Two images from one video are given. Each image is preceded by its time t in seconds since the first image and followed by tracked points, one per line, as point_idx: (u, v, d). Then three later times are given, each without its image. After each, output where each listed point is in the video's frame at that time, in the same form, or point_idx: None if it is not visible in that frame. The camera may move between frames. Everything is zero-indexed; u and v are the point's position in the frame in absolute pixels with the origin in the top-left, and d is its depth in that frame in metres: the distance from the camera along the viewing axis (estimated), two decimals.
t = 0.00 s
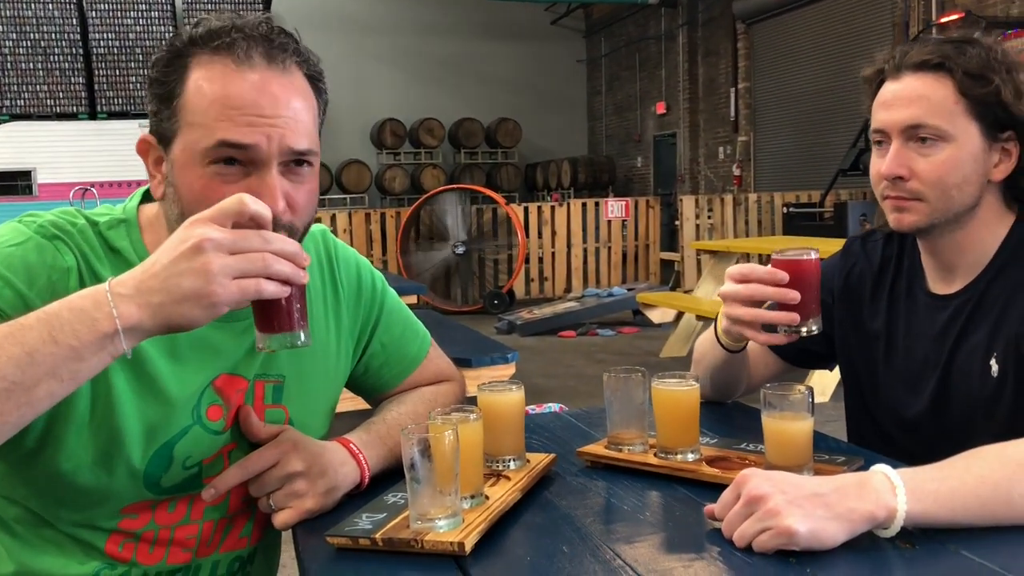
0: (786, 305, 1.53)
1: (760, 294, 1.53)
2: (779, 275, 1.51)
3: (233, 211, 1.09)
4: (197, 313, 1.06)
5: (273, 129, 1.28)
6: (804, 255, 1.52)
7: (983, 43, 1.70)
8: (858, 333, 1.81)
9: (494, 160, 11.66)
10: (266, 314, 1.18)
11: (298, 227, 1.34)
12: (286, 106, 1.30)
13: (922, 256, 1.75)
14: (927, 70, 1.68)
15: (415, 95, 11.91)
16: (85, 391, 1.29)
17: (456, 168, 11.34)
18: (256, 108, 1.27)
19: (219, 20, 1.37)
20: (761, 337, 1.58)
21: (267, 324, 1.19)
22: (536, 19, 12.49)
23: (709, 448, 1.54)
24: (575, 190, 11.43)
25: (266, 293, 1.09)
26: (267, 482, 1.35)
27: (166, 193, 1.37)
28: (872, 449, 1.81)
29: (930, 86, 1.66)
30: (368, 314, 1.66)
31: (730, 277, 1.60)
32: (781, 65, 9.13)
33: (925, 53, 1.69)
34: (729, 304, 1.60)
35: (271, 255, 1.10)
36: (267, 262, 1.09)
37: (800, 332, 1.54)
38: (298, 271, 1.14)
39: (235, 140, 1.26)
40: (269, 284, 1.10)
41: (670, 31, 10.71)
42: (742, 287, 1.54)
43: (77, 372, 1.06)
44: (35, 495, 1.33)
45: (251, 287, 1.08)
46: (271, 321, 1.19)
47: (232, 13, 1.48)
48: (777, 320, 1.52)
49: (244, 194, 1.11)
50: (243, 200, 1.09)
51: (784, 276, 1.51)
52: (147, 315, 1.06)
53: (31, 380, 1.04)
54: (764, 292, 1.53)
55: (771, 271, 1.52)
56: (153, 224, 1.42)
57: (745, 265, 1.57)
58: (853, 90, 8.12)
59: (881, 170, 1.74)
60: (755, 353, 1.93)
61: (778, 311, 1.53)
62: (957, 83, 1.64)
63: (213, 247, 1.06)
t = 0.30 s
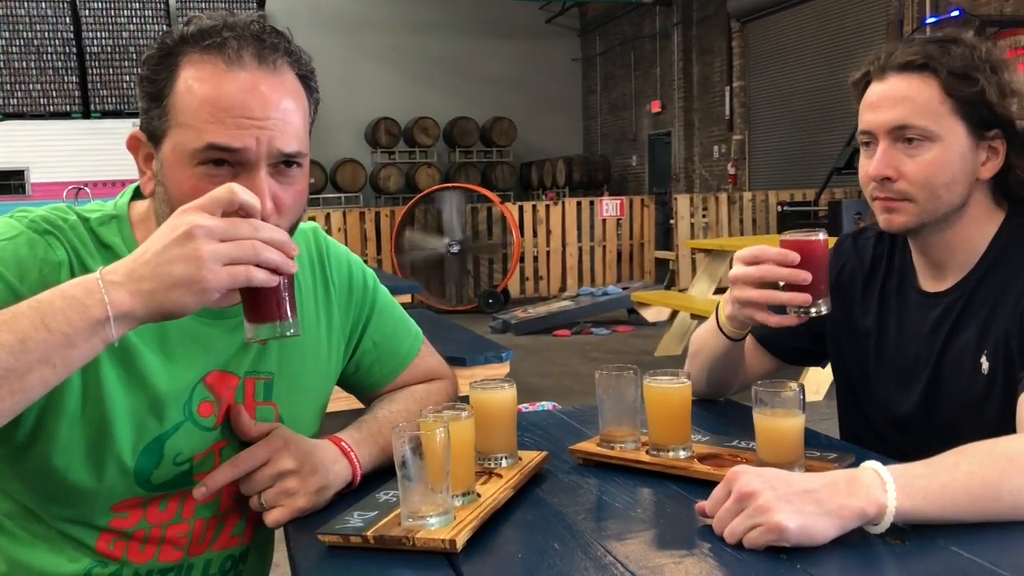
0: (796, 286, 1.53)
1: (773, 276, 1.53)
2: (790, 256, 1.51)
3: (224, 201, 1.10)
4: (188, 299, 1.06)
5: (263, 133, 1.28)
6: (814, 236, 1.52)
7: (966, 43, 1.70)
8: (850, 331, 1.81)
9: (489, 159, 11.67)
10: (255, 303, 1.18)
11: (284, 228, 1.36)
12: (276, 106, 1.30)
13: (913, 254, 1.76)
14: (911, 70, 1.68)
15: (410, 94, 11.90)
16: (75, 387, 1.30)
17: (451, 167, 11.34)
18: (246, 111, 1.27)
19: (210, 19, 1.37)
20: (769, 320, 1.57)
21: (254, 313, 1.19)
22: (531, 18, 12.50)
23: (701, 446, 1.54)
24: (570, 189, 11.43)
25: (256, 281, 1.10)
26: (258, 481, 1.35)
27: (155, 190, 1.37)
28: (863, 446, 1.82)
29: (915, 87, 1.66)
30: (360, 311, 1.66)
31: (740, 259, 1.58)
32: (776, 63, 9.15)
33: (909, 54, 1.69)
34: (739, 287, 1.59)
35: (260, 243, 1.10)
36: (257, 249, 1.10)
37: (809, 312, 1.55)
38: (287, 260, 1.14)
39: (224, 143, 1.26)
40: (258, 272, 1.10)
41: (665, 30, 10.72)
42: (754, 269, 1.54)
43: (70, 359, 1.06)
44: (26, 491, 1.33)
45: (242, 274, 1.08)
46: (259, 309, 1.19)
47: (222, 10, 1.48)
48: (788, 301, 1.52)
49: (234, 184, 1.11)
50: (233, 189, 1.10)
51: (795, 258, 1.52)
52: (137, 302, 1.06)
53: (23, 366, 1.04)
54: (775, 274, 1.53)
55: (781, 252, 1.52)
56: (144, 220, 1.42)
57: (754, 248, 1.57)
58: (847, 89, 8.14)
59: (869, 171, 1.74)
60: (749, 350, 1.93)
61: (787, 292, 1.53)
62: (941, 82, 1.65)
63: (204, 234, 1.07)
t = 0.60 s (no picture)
0: (828, 265, 1.54)
1: (808, 254, 1.53)
2: (825, 235, 1.51)
3: (210, 182, 1.12)
4: (177, 275, 1.07)
5: (251, 125, 1.28)
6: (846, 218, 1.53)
7: (952, 43, 1.71)
8: (847, 329, 1.83)
9: (487, 160, 11.67)
10: (247, 287, 1.17)
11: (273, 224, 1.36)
12: (267, 100, 1.29)
13: (908, 253, 1.77)
14: (898, 71, 1.68)
15: (407, 95, 11.90)
16: (70, 382, 1.30)
17: (449, 169, 11.33)
18: (234, 104, 1.27)
19: (201, 16, 1.37)
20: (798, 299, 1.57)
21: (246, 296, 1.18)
22: (528, 19, 12.51)
23: (698, 445, 1.54)
24: (567, 190, 11.45)
25: (244, 259, 1.11)
26: (253, 482, 1.34)
27: (148, 188, 1.37)
28: (859, 444, 1.83)
29: (901, 88, 1.66)
30: (354, 309, 1.66)
31: (774, 234, 1.59)
32: (772, 64, 9.17)
33: (895, 55, 1.69)
34: (772, 264, 1.60)
35: (248, 221, 1.12)
36: (244, 227, 1.11)
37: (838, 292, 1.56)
38: (276, 242, 1.15)
39: (216, 136, 1.26)
40: (247, 250, 1.11)
41: (661, 31, 10.72)
42: (791, 245, 1.54)
43: (58, 340, 1.07)
44: (21, 488, 1.33)
45: (229, 251, 1.10)
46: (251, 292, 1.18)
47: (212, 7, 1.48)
48: (819, 279, 1.52)
49: (221, 167, 1.14)
50: (220, 171, 1.12)
51: (831, 237, 1.52)
52: (125, 282, 1.07)
53: (12, 347, 1.05)
54: (809, 253, 1.53)
55: (816, 230, 1.52)
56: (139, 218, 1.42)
57: (788, 226, 1.58)
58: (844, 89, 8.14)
59: (859, 173, 1.73)
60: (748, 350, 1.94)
61: (818, 271, 1.54)
62: (927, 83, 1.65)
63: (190, 212, 1.08)
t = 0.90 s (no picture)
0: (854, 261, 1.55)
1: (836, 250, 1.54)
2: (854, 233, 1.53)
3: (203, 168, 1.15)
4: (174, 251, 1.09)
5: (251, 123, 1.28)
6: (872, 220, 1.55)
7: (946, 50, 1.71)
8: (849, 332, 1.84)
9: (488, 163, 11.66)
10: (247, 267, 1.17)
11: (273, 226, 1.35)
12: (266, 101, 1.29)
13: (911, 258, 1.77)
14: (892, 80, 1.67)
15: (408, 98, 11.91)
16: (74, 382, 1.30)
17: (450, 171, 11.31)
18: (234, 102, 1.27)
19: (200, 17, 1.37)
20: (822, 295, 1.58)
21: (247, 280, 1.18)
22: (529, 22, 12.51)
23: (701, 450, 1.54)
24: (569, 192, 11.44)
25: (241, 234, 1.12)
26: (255, 489, 1.33)
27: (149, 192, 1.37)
28: (861, 448, 1.83)
29: (895, 97, 1.65)
30: (356, 313, 1.65)
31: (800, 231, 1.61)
32: (773, 66, 9.17)
33: (888, 65, 1.69)
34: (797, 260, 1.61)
35: (243, 198, 1.14)
36: (238, 203, 1.13)
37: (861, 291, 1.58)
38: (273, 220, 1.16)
39: (216, 135, 1.26)
40: (244, 226, 1.13)
41: (662, 33, 10.72)
42: (819, 241, 1.56)
43: (58, 325, 1.08)
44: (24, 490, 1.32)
45: (225, 225, 1.11)
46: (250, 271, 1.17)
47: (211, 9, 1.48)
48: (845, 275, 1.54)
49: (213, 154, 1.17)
50: (213, 156, 1.15)
51: (860, 235, 1.53)
52: (122, 264, 1.09)
53: (12, 332, 1.06)
54: (837, 248, 1.54)
55: (846, 228, 1.54)
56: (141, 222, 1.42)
57: (815, 223, 1.59)
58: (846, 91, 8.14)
59: (857, 183, 1.71)
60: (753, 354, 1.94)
61: (844, 266, 1.55)
62: (922, 91, 1.64)
63: (184, 191, 1.11)
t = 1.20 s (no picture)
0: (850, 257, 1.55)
1: (833, 241, 1.54)
2: (854, 227, 1.53)
3: (203, 157, 1.18)
4: (177, 226, 1.10)
5: (253, 119, 1.27)
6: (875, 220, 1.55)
7: (947, 55, 1.70)
8: (851, 335, 1.84)
9: (490, 164, 11.66)
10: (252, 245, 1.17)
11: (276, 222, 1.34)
12: (269, 99, 1.29)
13: (914, 261, 1.77)
14: (891, 86, 1.67)
15: (411, 99, 11.91)
16: (81, 380, 1.31)
17: (454, 172, 11.31)
18: (237, 99, 1.26)
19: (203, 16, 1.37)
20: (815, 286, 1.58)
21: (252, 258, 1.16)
22: (532, 23, 12.51)
23: (705, 453, 1.53)
24: (572, 194, 11.43)
25: (243, 209, 1.12)
26: (259, 491, 1.33)
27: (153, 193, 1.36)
28: (864, 451, 1.83)
29: (895, 104, 1.64)
30: (359, 315, 1.65)
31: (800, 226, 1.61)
32: (776, 67, 9.16)
33: (888, 71, 1.68)
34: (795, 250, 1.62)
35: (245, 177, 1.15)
36: (239, 181, 1.14)
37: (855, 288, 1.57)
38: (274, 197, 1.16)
39: (220, 131, 1.26)
40: (245, 202, 1.13)
41: (666, 34, 10.72)
42: (818, 233, 1.56)
43: (63, 307, 1.08)
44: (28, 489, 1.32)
45: (226, 202, 1.12)
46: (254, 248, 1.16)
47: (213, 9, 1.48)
48: (839, 267, 1.53)
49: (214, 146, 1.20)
50: (213, 147, 1.18)
51: (859, 230, 1.54)
52: (126, 244, 1.10)
53: (18, 314, 1.06)
54: (834, 239, 1.54)
55: (846, 221, 1.54)
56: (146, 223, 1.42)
57: (817, 217, 1.59)
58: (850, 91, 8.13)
59: (859, 189, 1.71)
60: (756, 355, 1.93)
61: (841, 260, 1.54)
62: (921, 97, 1.63)
63: (185, 174, 1.13)
